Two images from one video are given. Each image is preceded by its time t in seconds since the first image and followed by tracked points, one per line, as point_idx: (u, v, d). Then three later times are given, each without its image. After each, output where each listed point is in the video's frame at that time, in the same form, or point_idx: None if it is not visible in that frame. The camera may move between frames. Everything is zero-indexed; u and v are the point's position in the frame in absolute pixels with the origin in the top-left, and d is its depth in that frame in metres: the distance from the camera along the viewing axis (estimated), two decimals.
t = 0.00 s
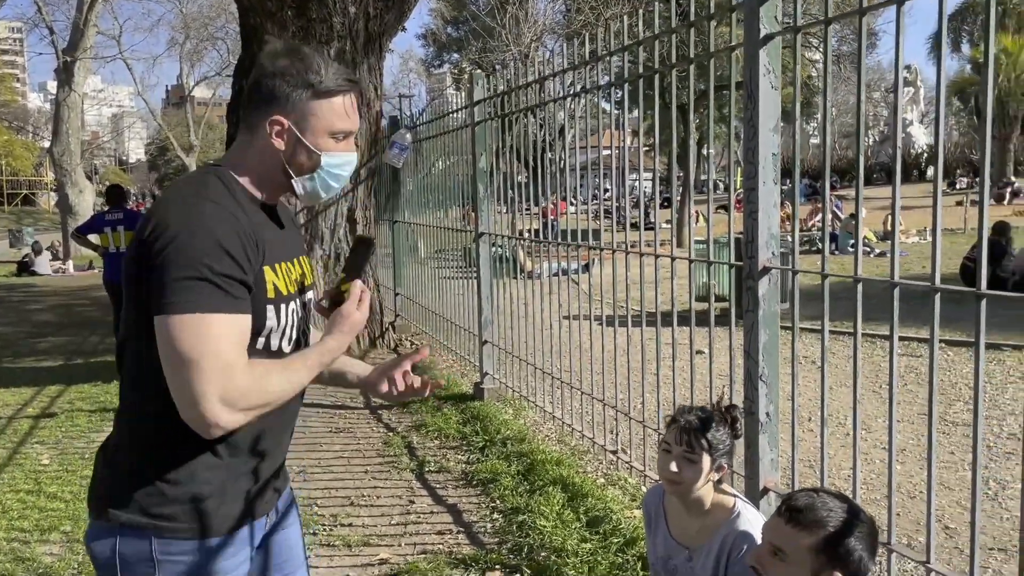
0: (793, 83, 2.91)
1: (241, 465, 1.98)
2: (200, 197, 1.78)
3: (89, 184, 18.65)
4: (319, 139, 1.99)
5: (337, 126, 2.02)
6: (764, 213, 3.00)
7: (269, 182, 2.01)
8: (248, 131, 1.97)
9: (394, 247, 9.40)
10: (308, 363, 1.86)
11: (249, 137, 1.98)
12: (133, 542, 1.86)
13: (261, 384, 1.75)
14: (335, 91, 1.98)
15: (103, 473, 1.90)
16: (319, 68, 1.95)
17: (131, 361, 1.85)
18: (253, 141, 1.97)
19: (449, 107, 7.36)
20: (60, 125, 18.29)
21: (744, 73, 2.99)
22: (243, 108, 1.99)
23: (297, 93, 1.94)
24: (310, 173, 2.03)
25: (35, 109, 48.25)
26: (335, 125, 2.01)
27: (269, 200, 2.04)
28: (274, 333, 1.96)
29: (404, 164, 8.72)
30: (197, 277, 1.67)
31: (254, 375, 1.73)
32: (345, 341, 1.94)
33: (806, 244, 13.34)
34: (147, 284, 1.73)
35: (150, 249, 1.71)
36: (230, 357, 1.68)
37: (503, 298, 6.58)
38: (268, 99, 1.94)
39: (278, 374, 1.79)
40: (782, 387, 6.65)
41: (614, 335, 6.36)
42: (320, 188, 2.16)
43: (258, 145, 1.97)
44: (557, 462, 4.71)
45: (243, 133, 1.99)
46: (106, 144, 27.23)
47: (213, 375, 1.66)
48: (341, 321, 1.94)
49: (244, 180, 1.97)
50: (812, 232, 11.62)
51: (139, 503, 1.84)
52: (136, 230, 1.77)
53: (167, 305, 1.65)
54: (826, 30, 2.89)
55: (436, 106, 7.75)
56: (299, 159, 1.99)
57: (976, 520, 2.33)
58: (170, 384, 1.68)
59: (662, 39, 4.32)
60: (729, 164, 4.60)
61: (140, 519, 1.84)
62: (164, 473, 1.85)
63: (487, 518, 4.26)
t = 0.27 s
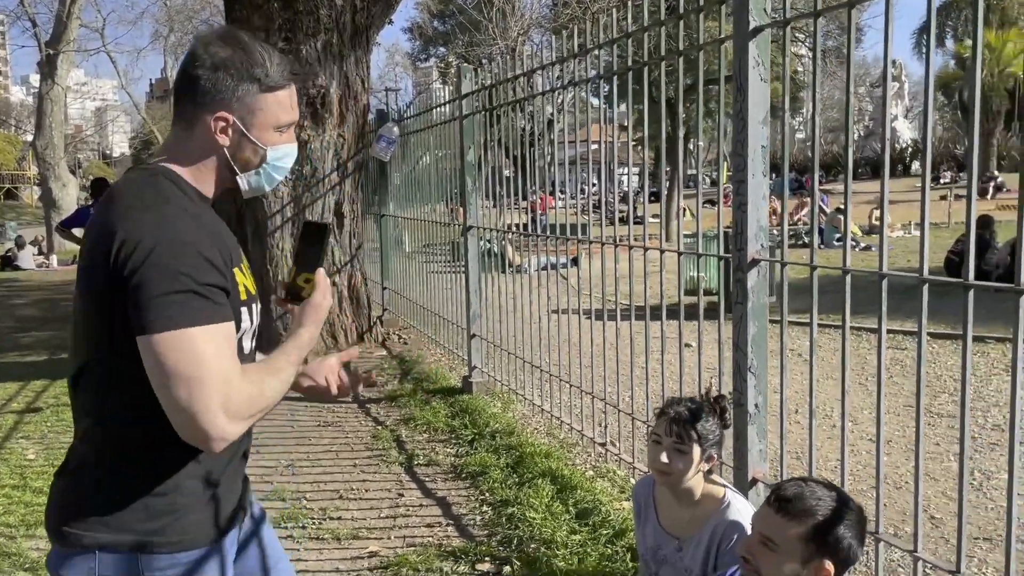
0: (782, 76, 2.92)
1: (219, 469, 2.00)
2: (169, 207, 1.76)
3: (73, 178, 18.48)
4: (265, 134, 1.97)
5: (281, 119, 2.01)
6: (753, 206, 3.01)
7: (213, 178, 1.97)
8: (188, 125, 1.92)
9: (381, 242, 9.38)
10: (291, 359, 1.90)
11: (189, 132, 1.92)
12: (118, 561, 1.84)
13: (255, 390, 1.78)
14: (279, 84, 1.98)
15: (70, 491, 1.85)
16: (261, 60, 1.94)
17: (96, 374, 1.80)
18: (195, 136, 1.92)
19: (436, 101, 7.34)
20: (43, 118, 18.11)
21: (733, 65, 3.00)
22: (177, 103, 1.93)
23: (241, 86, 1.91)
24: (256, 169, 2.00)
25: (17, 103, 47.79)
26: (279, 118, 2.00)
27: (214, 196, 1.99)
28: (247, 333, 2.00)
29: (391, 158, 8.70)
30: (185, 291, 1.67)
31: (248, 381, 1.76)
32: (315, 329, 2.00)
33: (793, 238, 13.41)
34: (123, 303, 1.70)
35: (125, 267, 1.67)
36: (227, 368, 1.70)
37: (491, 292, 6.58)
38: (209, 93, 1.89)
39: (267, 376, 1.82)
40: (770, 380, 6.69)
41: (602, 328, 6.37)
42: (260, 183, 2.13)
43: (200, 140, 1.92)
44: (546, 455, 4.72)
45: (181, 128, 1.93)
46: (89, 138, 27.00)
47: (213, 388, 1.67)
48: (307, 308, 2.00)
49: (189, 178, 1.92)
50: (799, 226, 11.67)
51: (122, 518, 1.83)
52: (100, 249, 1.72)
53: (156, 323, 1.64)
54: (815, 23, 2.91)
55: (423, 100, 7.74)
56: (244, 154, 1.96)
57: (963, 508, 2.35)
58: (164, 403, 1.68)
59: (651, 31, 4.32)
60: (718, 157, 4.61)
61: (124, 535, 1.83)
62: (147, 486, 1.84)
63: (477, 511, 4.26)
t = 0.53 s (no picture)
0: (769, 70, 2.93)
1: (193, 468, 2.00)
2: (141, 199, 1.73)
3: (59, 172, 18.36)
4: (227, 124, 1.93)
5: (243, 109, 1.97)
6: (740, 200, 3.02)
7: (174, 169, 1.92)
8: (147, 116, 1.86)
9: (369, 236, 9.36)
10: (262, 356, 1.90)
11: (148, 123, 1.87)
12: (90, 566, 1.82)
13: (229, 385, 1.76)
14: (240, 73, 1.93)
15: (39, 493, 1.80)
16: (222, 49, 1.88)
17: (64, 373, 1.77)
18: (154, 127, 1.86)
19: (423, 95, 7.33)
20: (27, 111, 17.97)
21: (721, 59, 3.01)
22: (136, 92, 1.86)
23: (202, 77, 1.85)
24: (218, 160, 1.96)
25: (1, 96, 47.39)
26: (241, 108, 1.95)
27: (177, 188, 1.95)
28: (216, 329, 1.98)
29: (379, 151, 8.68)
30: (161, 282, 1.65)
31: (222, 377, 1.74)
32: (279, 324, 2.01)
33: (780, 233, 13.48)
34: (94, 295, 1.67)
35: (98, 259, 1.64)
36: (203, 362, 1.68)
37: (480, 286, 6.58)
38: (168, 83, 1.83)
39: (240, 372, 1.81)
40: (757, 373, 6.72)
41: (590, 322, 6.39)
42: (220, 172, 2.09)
43: (160, 131, 1.87)
44: (534, 448, 4.73)
45: (139, 118, 1.88)
46: (74, 132, 26.81)
47: (189, 381, 1.65)
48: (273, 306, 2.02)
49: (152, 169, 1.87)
50: (786, 220, 11.73)
51: (96, 522, 1.80)
52: (70, 239, 1.68)
53: (132, 315, 1.61)
54: (802, 18, 2.92)
55: (410, 94, 7.72)
56: (206, 146, 1.91)
57: (946, 500, 2.37)
58: (136, 398, 1.64)
59: (639, 26, 4.34)
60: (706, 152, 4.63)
61: (99, 538, 1.81)
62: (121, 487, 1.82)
63: (465, 504, 4.28)
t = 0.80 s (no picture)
0: (756, 64, 2.94)
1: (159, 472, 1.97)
2: (101, 194, 1.70)
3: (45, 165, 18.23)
4: (199, 114, 1.89)
5: (217, 100, 1.93)
6: (728, 194, 3.03)
7: (147, 161, 1.90)
8: (118, 106, 1.85)
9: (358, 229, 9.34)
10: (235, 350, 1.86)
11: (121, 114, 1.85)
12: (45, 562, 1.79)
13: (196, 380, 1.73)
14: (212, 62, 1.89)
15: None
16: (193, 37, 1.86)
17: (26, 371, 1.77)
18: (124, 117, 1.85)
19: (411, 88, 7.31)
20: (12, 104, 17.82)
21: (710, 54, 3.01)
22: (110, 84, 1.86)
23: (171, 64, 1.83)
24: (190, 152, 1.92)
25: None
26: (214, 98, 1.91)
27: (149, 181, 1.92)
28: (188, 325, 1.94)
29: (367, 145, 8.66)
30: (119, 277, 1.61)
31: (188, 372, 1.70)
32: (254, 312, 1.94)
33: (769, 226, 13.54)
34: (55, 293, 1.64)
35: (56, 256, 1.61)
36: (165, 357, 1.64)
37: (469, 280, 6.58)
38: (136, 71, 1.82)
39: (209, 366, 1.78)
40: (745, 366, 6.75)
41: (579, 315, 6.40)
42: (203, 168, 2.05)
43: (129, 121, 1.85)
44: (523, 441, 4.74)
45: (113, 110, 1.86)
46: (59, 124, 26.61)
47: (151, 377, 1.61)
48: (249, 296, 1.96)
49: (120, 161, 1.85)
50: (775, 213, 11.76)
51: (51, 521, 1.78)
52: (31, 237, 1.66)
53: (88, 311, 1.58)
54: (790, 12, 2.93)
55: (399, 87, 7.70)
56: (177, 136, 1.88)
57: (932, 492, 2.40)
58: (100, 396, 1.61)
59: (628, 19, 4.34)
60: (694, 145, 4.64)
61: (54, 538, 1.78)
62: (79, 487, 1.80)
63: (455, 497, 4.28)
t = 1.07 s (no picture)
0: (746, 57, 2.94)
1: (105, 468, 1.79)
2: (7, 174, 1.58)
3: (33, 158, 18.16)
4: (158, 103, 1.82)
5: (179, 89, 1.85)
6: (717, 186, 3.04)
7: (108, 154, 1.83)
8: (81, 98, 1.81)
9: (347, 223, 9.32)
10: (159, 346, 1.65)
11: (84, 105, 1.80)
12: None
13: (90, 374, 1.55)
14: (171, 49, 1.80)
15: None
16: (152, 24, 1.79)
17: None
18: (85, 108, 1.80)
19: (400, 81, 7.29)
20: None
21: (699, 46, 3.02)
22: (77, 76, 1.82)
23: (128, 51, 1.77)
24: (151, 144, 1.85)
25: None
26: (175, 87, 1.83)
27: (111, 174, 1.84)
28: (127, 318, 1.77)
29: (356, 138, 8.64)
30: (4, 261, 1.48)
31: (84, 365, 1.54)
32: (204, 320, 1.73)
33: (758, 219, 13.63)
34: None
35: None
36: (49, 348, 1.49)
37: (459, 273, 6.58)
38: (96, 61, 1.78)
39: (117, 361, 1.59)
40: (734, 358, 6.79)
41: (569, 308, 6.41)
42: (179, 162, 1.97)
43: (89, 113, 1.80)
44: (512, 434, 4.75)
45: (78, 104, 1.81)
46: (46, 117, 26.46)
47: (34, 369, 1.48)
48: (195, 295, 1.74)
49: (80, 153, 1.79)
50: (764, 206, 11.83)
51: None
52: None
53: None
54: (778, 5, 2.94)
55: (388, 80, 7.68)
56: (135, 126, 1.81)
57: (918, 481, 2.41)
58: None
59: (618, 13, 4.35)
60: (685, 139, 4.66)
61: None
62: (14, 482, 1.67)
63: (445, 490, 4.29)
